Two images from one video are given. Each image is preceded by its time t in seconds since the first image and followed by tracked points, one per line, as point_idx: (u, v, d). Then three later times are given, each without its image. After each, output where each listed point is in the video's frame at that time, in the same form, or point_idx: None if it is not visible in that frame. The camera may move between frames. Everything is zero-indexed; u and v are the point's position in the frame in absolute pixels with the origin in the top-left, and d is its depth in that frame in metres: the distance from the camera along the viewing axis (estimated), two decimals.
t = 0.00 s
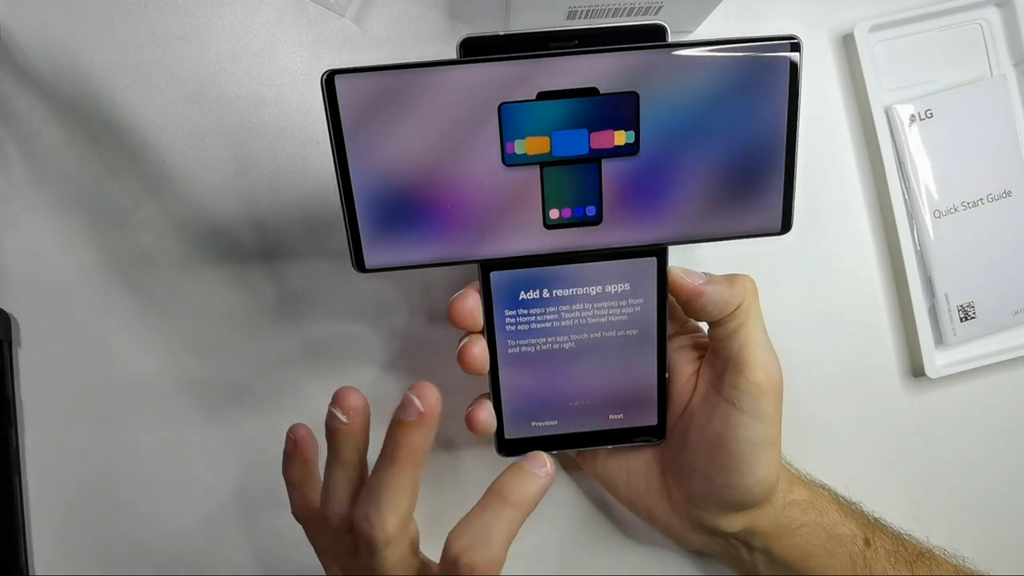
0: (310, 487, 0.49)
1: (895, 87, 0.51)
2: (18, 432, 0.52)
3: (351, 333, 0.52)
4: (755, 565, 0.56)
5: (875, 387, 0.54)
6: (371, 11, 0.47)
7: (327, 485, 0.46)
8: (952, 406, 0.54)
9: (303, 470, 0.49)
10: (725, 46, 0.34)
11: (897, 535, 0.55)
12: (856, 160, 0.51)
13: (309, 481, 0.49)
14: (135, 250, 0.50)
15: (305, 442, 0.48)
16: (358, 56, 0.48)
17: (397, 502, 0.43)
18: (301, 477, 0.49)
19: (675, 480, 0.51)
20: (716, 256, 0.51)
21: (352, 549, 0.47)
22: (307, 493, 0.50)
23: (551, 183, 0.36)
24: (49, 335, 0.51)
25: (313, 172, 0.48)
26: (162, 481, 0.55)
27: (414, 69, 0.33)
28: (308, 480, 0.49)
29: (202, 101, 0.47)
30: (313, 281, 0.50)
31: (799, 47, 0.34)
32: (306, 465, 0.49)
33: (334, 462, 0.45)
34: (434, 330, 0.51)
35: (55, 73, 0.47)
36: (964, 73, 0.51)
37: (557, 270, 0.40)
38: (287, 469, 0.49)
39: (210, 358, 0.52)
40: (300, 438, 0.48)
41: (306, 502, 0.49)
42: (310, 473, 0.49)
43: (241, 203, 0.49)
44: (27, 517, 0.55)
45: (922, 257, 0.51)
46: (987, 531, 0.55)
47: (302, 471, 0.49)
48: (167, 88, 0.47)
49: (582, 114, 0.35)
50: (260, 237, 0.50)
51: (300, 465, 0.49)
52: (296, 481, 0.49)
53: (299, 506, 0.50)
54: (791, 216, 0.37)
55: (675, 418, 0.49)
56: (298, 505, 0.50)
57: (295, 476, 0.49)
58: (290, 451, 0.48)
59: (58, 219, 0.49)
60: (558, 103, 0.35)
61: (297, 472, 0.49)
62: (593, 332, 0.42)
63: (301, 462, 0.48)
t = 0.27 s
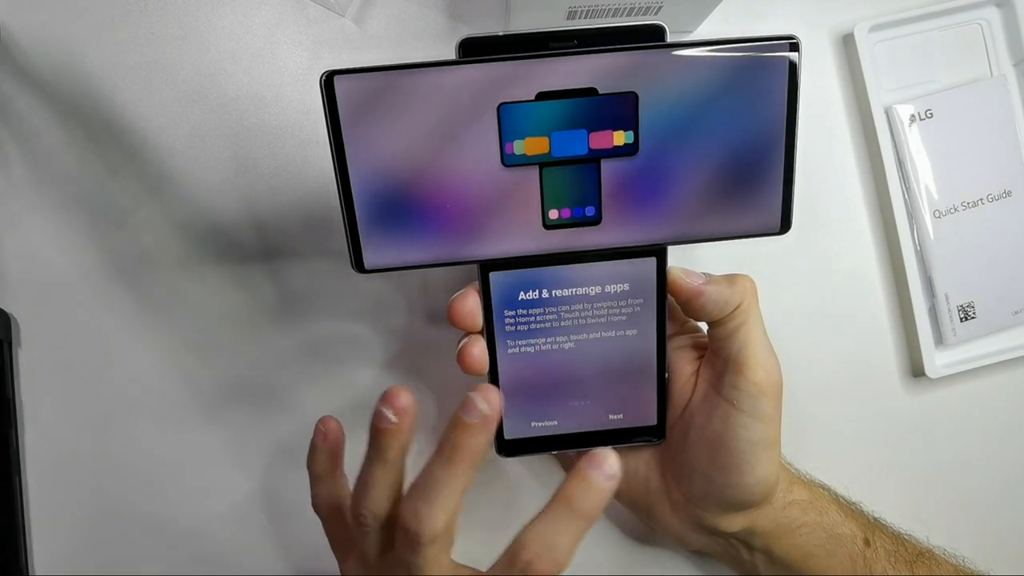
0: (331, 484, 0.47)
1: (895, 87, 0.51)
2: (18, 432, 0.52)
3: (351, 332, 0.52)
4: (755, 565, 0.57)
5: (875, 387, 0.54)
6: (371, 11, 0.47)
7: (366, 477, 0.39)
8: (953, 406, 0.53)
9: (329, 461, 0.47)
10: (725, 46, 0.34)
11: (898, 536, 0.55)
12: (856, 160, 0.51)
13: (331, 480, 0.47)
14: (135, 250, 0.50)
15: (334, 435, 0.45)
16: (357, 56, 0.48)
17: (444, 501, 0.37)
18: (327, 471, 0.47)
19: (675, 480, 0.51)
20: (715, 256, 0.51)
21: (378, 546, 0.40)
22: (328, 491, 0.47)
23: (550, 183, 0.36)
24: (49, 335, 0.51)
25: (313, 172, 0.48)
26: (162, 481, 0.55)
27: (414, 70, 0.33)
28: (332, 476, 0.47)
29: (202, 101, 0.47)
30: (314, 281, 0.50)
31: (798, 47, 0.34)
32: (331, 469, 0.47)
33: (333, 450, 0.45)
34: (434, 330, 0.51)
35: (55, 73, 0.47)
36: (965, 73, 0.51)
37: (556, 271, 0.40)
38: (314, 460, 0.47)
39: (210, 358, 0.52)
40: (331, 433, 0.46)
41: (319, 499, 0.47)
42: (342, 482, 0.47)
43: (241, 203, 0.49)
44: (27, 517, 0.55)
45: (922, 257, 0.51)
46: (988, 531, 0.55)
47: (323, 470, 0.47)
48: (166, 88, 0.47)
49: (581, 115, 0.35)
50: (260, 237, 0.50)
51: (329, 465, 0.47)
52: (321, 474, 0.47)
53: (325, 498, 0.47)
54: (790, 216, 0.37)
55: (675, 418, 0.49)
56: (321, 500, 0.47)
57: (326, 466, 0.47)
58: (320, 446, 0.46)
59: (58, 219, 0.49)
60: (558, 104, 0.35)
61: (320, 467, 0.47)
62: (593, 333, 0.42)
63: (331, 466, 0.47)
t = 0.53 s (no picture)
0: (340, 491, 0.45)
1: (895, 87, 0.51)
2: (17, 432, 0.52)
3: (351, 332, 0.52)
4: (755, 566, 0.57)
5: (875, 387, 0.54)
6: (371, 11, 0.47)
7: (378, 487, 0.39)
8: (953, 407, 0.53)
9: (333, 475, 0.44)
10: (726, 46, 0.34)
11: (898, 536, 0.55)
12: (856, 160, 0.51)
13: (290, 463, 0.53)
14: (135, 250, 0.50)
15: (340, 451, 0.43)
16: (357, 56, 0.48)
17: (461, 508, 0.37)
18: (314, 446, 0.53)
19: (675, 480, 0.52)
20: (715, 256, 0.51)
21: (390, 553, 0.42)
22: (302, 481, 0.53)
23: (551, 183, 0.36)
24: (49, 335, 0.51)
25: (313, 172, 0.48)
26: (162, 481, 0.55)
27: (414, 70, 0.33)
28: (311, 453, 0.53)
29: (202, 101, 0.47)
30: (314, 280, 0.50)
31: (799, 47, 0.34)
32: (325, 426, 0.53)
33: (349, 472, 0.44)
34: (434, 330, 0.51)
35: (55, 73, 0.47)
36: (965, 73, 0.51)
37: (557, 271, 0.40)
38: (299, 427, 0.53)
39: (210, 358, 0.52)
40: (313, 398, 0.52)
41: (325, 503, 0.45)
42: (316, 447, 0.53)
43: (241, 203, 0.49)
44: (26, 518, 0.55)
45: (922, 257, 0.51)
46: (988, 531, 0.55)
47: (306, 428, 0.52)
48: (167, 88, 0.47)
49: (581, 114, 0.35)
50: (260, 237, 0.50)
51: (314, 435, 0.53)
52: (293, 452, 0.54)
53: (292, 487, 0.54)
54: (790, 216, 0.37)
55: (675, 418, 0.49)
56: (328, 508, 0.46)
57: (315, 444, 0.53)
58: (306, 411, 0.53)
59: (58, 219, 0.49)
60: (558, 104, 0.35)
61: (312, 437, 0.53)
62: (593, 333, 0.42)
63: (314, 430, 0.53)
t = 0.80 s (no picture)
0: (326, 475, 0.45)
1: (896, 87, 0.51)
2: (17, 432, 0.52)
3: (351, 332, 0.52)
4: (755, 566, 0.56)
5: (875, 387, 0.54)
6: (371, 11, 0.47)
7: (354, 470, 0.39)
8: (952, 406, 0.54)
9: (320, 465, 0.44)
10: (726, 46, 0.34)
11: (898, 536, 0.55)
12: (856, 160, 0.51)
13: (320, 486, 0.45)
14: (134, 250, 0.50)
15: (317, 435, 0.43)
16: (357, 56, 0.48)
17: (438, 486, 0.36)
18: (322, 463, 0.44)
19: (674, 480, 0.51)
20: (715, 256, 0.51)
21: (375, 539, 0.41)
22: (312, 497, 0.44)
23: (551, 183, 0.36)
24: (49, 335, 0.51)
25: (313, 172, 0.48)
26: (162, 481, 0.55)
27: (415, 70, 0.33)
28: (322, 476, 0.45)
29: (202, 101, 0.47)
30: (314, 280, 0.50)
31: (799, 47, 0.34)
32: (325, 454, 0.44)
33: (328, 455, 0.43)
34: (434, 329, 0.51)
35: (55, 73, 0.47)
36: (965, 73, 0.51)
37: (557, 270, 0.40)
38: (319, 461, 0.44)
39: (210, 358, 0.52)
40: (316, 433, 0.43)
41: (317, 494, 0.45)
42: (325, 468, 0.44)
43: (241, 203, 0.49)
44: (26, 518, 0.55)
45: (922, 256, 0.51)
46: (987, 530, 0.55)
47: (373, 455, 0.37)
48: (166, 88, 0.47)
49: (581, 114, 0.35)
50: (260, 237, 0.50)
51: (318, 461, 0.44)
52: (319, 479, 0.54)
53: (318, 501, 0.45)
54: (791, 217, 0.37)
55: (675, 418, 0.50)
56: (316, 499, 0.46)
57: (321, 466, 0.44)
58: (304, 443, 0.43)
59: (58, 219, 0.49)
60: (559, 104, 0.35)
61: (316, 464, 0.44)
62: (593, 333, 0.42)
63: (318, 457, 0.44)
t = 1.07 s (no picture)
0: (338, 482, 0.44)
1: (895, 87, 0.51)
2: (18, 431, 0.53)
3: (352, 332, 0.52)
4: (755, 566, 0.56)
5: (875, 387, 0.54)
6: (371, 11, 0.47)
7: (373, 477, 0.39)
8: (952, 407, 0.54)
9: (331, 464, 0.43)
10: (726, 46, 0.34)
11: (898, 536, 0.55)
12: (856, 160, 0.51)
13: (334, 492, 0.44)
14: (134, 250, 0.50)
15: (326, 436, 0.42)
16: (358, 56, 0.48)
17: (461, 490, 0.36)
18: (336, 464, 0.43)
19: (674, 479, 0.51)
20: (715, 256, 0.51)
21: (392, 540, 0.41)
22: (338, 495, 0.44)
23: (551, 181, 0.36)
24: (48, 335, 0.51)
25: (313, 172, 0.48)
26: (162, 481, 0.55)
27: (415, 68, 0.33)
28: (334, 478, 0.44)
29: (202, 101, 0.47)
30: (314, 280, 0.50)
31: (799, 47, 0.34)
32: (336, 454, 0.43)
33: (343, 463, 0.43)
34: (434, 329, 0.51)
35: (55, 73, 0.47)
36: (964, 73, 0.51)
37: (556, 270, 0.40)
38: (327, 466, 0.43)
39: (210, 357, 0.52)
40: (330, 435, 0.42)
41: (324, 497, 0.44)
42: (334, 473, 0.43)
43: (241, 203, 0.49)
44: (26, 517, 0.55)
45: (922, 256, 0.51)
46: (987, 530, 0.55)
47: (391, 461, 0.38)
48: (167, 88, 0.47)
49: (581, 113, 0.35)
50: (260, 237, 0.50)
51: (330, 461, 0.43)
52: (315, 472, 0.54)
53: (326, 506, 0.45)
54: (790, 217, 0.37)
55: (675, 418, 0.49)
56: (328, 500, 0.45)
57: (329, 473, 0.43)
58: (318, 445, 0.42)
59: (57, 219, 0.49)
60: (559, 103, 0.35)
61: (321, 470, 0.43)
62: (593, 332, 0.42)
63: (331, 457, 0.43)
